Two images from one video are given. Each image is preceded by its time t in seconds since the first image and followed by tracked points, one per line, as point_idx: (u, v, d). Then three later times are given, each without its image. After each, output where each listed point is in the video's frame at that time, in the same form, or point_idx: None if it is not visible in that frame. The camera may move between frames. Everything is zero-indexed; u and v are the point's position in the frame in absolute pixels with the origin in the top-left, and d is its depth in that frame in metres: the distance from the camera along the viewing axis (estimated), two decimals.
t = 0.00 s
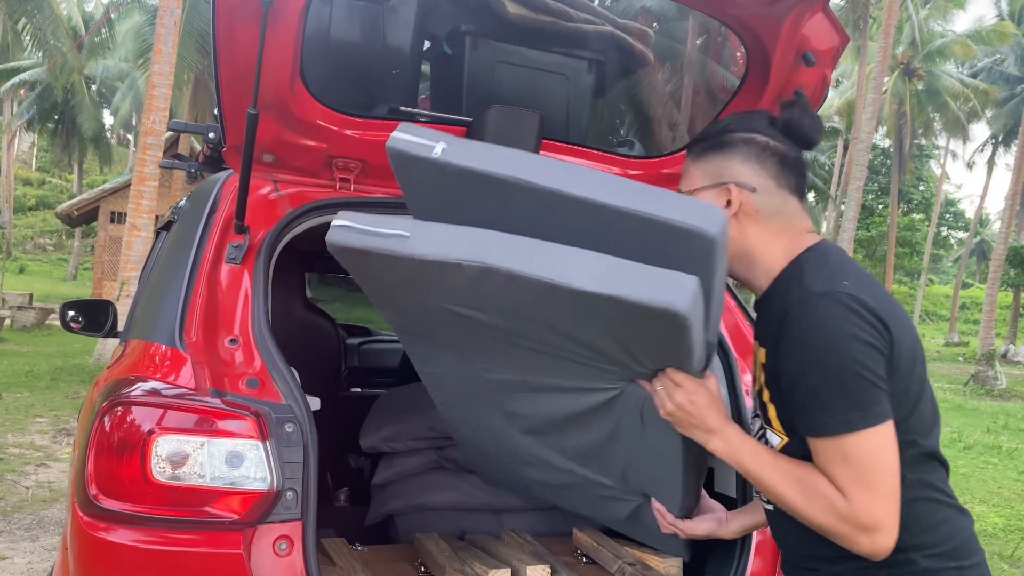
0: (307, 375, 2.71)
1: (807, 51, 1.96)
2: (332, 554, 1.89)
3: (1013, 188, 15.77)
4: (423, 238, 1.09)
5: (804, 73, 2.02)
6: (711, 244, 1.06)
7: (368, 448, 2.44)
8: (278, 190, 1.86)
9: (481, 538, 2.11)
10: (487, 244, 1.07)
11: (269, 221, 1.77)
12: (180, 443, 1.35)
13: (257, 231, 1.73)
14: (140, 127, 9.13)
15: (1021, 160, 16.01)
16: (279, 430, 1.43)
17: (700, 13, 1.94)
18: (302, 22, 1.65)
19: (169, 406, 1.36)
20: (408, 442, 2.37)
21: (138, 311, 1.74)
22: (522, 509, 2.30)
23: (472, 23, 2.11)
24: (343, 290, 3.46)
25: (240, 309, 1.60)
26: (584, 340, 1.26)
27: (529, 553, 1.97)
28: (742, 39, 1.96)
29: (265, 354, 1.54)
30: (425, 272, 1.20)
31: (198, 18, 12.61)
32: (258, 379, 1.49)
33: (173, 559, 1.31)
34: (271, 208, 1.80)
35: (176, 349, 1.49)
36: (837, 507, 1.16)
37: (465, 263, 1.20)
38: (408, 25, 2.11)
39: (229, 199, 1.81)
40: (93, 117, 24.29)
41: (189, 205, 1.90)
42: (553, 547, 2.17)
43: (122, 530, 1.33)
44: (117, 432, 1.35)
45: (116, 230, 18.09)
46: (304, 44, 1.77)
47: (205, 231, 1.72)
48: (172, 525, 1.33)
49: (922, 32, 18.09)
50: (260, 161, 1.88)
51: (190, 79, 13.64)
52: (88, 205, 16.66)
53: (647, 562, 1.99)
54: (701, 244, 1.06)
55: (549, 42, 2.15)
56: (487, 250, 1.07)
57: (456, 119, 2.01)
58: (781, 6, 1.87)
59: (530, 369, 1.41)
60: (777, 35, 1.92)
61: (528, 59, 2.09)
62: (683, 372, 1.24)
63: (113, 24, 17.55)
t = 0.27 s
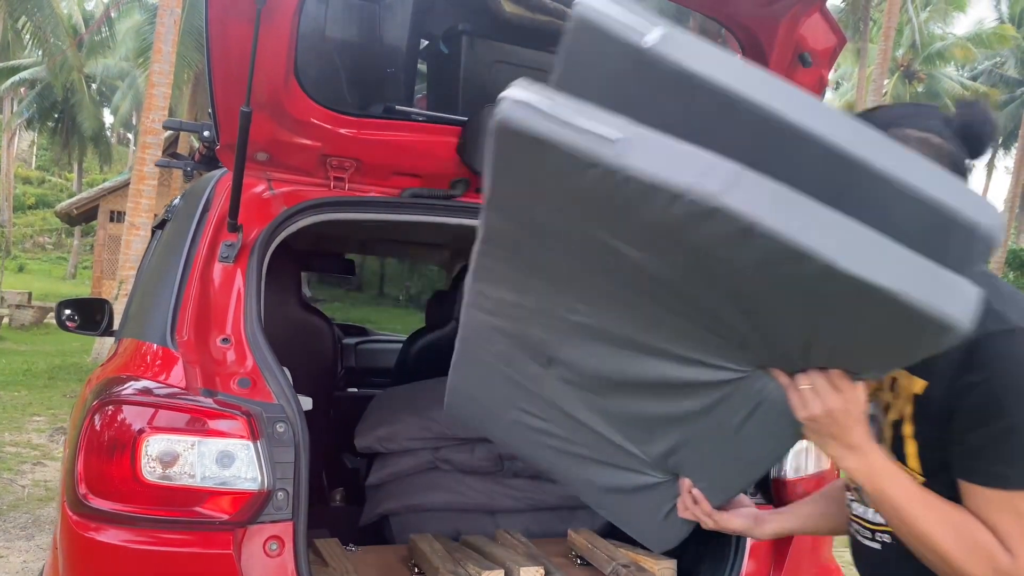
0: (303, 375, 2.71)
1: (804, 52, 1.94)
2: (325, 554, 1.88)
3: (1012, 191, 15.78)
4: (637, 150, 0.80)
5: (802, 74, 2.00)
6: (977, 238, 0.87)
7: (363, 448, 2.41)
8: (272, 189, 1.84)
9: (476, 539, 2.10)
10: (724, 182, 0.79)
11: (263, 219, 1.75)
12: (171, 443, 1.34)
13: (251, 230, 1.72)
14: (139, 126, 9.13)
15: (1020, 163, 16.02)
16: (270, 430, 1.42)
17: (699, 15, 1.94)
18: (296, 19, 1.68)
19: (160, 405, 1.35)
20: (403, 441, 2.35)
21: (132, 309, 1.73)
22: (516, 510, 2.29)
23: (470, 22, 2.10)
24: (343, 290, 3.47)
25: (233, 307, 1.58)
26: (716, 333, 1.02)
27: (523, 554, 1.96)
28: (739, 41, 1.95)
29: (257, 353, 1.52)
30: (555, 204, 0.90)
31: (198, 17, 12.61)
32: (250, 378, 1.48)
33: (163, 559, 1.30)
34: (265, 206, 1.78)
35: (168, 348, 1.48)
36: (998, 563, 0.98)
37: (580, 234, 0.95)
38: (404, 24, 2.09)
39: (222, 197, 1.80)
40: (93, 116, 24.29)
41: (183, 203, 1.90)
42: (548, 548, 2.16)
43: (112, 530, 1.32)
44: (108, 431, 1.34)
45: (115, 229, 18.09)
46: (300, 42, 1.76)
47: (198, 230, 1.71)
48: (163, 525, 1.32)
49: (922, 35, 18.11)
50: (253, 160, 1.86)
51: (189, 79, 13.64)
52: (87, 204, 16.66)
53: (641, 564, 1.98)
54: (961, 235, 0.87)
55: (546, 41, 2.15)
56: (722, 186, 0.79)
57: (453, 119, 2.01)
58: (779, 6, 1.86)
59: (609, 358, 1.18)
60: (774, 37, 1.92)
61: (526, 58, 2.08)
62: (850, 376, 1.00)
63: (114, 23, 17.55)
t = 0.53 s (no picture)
0: (299, 375, 2.70)
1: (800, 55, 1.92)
2: (318, 556, 1.87)
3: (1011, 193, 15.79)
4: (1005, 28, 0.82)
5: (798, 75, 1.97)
6: None
7: (358, 449, 2.35)
8: (267, 189, 1.83)
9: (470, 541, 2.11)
10: None
11: (257, 220, 1.75)
12: (162, 443, 1.33)
13: (245, 230, 1.72)
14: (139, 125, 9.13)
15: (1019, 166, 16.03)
16: (261, 431, 1.42)
17: (698, 17, 1.93)
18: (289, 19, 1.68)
19: (152, 406, 1.35)
20: (398, 442, 2.29)
21: (125, 309, 1.72)
22: (511, 511, 2.30)
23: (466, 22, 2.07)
24: (343, 290, 3.46)
25: (226, 308, 1.58)
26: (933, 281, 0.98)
27: (517, 556, 1.96)
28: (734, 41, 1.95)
29: (249, 353, 1.51)
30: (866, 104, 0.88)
31: (198, 17, 12.63)
32: (242, 379, 1.47)
33: (154, 559, 1.30)
34: (259, 206, 1.78)
35: (160, 348, 1.48)
36: None
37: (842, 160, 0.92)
38: (400, 23, 2.04)
39: (216, 197, 1.79)
40: (93, 115, 24.29)
41: (177, 203, 1.89)
42: (541, 550, 2.16)
43: (102, 531, 1.31)
44: (98, 431, 1.33)
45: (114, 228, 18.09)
46: (293, 42, 1.77)
47: (192, 230, 1.71)
48: (154, 526, 1.32)
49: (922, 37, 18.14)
50: (247, 160, 1.85)
51: (189, 78, 13.66)
52: (86, 203, 16.65)
53: (635, 566, 1.98)
54: None
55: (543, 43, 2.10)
56: None
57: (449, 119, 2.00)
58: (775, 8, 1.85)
59: (787, 327, 1.04)
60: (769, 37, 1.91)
61: (521, 59, 2.08)
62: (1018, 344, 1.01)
63: (114, 22, 17.56)
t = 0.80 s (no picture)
0: (298, 375, 2.70)
1: (798, 55, 1.93)
2: (315, 556, 1.87)
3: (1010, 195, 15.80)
4: None
5: (794, 75, 1.98)
6: None
7: (356, 448, 2.35)
8: (265, 188, 1.85)
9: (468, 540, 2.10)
10: None
11: (255, 219, 1.75)
12: (159, 442, 1.33)
13: (242, 230, 1.72)
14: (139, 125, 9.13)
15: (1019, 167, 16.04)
16: (258, 430, 1.41)
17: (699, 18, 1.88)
18: (287, 19, 1.64)
19: (149, 405, 1.35)
20: (396, 443, 2.29)
21: (123, 308, 1.72)
22: (509, 511, 2.30)
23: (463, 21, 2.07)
24: (342, 289, 3.44)
25: (223, 308, 1.58)
26: None
27: (514, 556, 1.95)
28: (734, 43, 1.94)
29: (247, 353, 1.51)
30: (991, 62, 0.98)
31: (198, 16, 12.64)
32: (239, 378, 1.47)
33: (151, 559, 1.30)
34: (257, 205, 1.78)
35: (157, 347, 1.48)
36: None
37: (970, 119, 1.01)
38: (398, 23, 2.01)
39: (214, 196, 1.79)
40: (93, 115, 24.29)
41: (175, 202, 1.89)
42: (539, 551, 2.16)
43: (99, 530, 1.31)
44: (95, 430, 1.33)
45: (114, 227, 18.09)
46: (294, 44, 1.75)
47: (190, 230, 1.71)
48: (151, 525, 1.32)
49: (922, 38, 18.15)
50: (246, 159, 1.86)
51: (189, 78, 13.67)
52: (86, 202, 16.66)
53: (633, 566, 1.98)
54: None
55: (539, 41, 2.09)
56: None
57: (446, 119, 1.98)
58: (774, 9, 1.83)
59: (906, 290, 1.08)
60: (767, 39, 1.91)
61: (519, 59, 2.08)
62: None
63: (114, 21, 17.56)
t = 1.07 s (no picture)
0: (301, 374, 2.71)
1: (800, 56, 1.93)
2: (318, 554, 1.88)
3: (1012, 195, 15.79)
4: None
5: (797, 76, 1.98)
6: None
7: (359, 448, 2.35)
8: (269, 188, 1.86)
9: (471, 539, 2.11)
10: None
11: (259, 219, 1.77)
12: (165, 440, 1.34)
13: (247, 230, 1.73)
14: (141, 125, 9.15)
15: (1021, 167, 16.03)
16: (262, 429, 1.42)
17: (700, 20, 1.91)
18: (292, 20, 1.63)
19: (155, 403, 1.36)
20: (398, 442, 2.30)
21: (128, 307, 1.73)
22: (511, 510, 2.31)
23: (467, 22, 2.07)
24: (343, 289, 3.44)
25: (227, 307, 1.59)
26: None
27: (517, 555, 1.96)
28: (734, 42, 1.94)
29: (252, 352, 1.52)
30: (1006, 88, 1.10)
31: (200, 16, 12.66)
32: (243, 377, 1.48)
33: (156, 556, 1.31)
34: (262, 206, 1.80)
35: (163, 346, 1.49)
36: None
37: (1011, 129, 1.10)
38: (401, 25, 2.07)
39: (218, 196, 1.81)
40: (96, 115, 24.34)
41: (180, 202, 1.90)
42: (541, 549, 2.17)
43: (105, 528, 1.32)
44: (102, 428, 1.34)
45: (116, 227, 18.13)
46: (298, 44, 1.74)
47: (195, 230, 1.72)
48: (156, 523, 1.33)
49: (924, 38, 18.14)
50: (250, 159, 1.88)
51: (191, 78, 13.70)
52: (89, 202, 16.70)
53: (635, 565, 1.99)
54: None
55: (543, 42, 2.11)
56: None
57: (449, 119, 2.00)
58: (775, 9, 1.85)
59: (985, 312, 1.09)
60: (769, 38, 1.91)
61: (523, 60, 2.09)
62: None
63: (117, 22, 17.61)
